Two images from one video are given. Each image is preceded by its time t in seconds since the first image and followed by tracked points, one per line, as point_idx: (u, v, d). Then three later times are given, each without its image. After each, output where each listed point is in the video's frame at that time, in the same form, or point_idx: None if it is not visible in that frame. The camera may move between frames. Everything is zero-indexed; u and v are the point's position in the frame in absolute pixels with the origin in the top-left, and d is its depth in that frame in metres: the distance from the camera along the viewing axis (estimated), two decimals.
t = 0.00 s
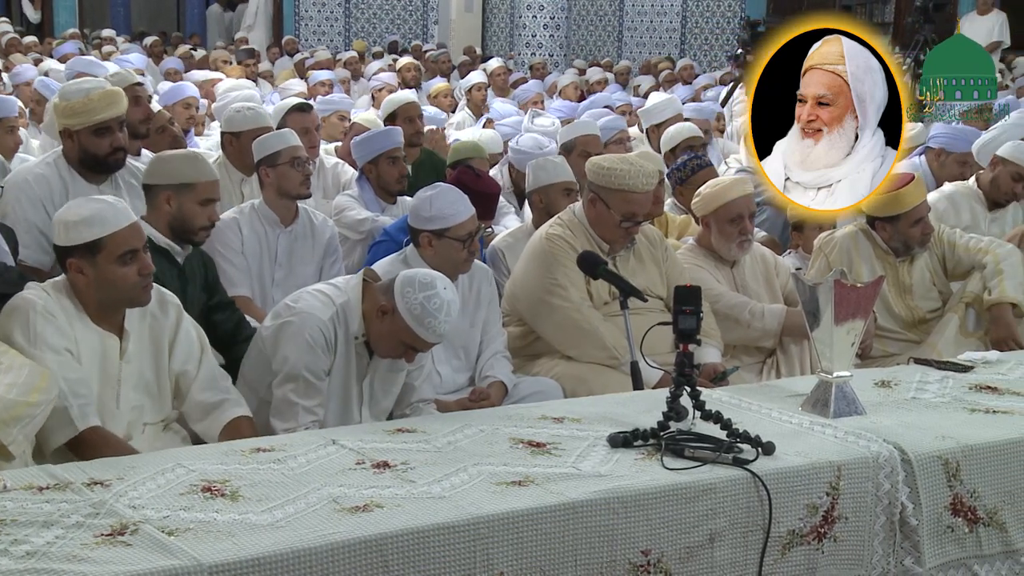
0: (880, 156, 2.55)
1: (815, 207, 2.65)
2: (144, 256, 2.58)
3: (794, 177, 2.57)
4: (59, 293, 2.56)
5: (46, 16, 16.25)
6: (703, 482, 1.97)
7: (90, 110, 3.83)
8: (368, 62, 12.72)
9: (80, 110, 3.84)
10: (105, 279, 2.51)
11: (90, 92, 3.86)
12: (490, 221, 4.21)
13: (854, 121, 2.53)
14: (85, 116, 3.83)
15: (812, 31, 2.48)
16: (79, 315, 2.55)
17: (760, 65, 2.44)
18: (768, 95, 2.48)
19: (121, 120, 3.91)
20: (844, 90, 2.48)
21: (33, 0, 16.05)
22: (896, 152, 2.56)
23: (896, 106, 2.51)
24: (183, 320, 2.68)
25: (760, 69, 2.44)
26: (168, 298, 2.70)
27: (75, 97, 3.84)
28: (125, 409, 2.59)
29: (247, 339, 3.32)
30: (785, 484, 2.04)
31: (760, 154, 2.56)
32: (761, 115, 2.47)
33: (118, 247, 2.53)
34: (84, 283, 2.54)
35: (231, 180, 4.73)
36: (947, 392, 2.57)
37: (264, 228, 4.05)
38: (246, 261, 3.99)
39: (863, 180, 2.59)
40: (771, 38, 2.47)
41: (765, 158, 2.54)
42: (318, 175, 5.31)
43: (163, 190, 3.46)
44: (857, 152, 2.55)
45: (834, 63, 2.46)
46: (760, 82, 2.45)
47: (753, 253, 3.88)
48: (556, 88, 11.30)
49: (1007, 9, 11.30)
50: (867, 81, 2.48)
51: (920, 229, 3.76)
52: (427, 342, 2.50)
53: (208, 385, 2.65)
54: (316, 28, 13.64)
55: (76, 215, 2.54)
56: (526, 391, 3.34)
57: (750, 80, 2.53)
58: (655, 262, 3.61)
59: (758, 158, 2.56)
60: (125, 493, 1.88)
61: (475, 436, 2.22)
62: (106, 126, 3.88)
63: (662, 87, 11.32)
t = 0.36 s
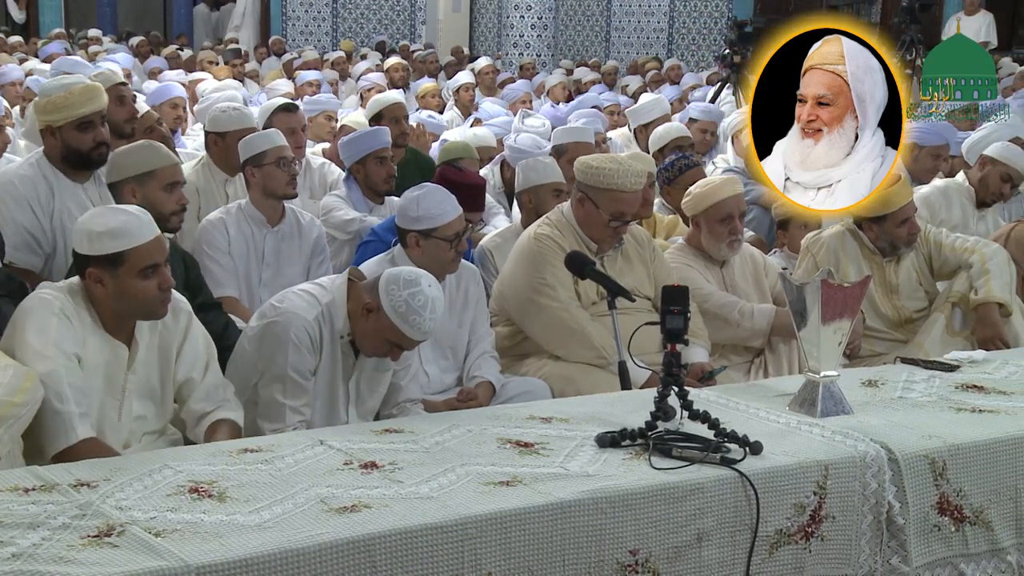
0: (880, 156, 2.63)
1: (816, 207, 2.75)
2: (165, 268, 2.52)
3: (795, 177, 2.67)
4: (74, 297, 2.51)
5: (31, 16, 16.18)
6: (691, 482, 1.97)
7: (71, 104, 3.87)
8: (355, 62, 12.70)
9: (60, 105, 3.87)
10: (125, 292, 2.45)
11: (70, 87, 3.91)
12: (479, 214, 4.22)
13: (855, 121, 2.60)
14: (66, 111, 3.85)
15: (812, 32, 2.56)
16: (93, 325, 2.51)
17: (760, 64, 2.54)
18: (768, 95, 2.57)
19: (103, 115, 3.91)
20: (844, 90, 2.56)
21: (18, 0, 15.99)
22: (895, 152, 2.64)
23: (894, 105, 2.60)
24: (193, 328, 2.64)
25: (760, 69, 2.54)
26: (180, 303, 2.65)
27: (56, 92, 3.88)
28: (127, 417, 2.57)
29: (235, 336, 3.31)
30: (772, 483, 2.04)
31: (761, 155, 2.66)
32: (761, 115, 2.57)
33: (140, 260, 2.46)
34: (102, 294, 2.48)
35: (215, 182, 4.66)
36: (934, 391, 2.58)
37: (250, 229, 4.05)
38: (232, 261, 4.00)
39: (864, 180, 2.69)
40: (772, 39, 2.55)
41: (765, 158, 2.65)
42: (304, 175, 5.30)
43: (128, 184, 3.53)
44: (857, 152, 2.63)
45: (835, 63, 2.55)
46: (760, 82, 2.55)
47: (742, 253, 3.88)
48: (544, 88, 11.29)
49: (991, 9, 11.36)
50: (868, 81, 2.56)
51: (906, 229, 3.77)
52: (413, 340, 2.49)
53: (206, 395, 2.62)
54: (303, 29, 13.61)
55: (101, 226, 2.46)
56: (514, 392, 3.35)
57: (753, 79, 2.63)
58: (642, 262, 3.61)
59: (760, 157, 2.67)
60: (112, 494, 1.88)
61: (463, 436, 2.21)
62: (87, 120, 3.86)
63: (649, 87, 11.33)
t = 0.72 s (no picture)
0: (879, 156, 2.78)
1: (816, 205, 2.93)
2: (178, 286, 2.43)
3: (796, 175, 2.84)
4: (84, 313, 2.42)
5: (17, 16, 16.13)
6: (679, 482, 1.98)
7: (62, 100, 3.90)
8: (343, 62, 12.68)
9: (49, 101, 3.89)
10: (136, 310, 2.37)
11: (59, 83, 3.93)
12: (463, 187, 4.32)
13: (854, 121, 2.73)
14: (57, 106, 3.88)
15: (813, 32, 2.66)
16: (99, 342, 2.42)
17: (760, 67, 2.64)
18: (769, 95, 2.69)
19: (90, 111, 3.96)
20: (844, 90, 2.68)
21: None
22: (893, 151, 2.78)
23: (893, 105, 2.71)
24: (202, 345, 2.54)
25: (759, 72, 2.64)
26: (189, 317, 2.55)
27: (45, 88, 3.90)
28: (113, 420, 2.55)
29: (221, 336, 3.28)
30: (759, 482, 2.04)
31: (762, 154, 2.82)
32: (763, 116, 2.70)
33: (152, 278, 2.37)
34: (112, 311, 2.39)
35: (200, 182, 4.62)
36: (921, 390, 2.59)
37: (238, 229, 4.04)
38: (220, 262, 3.99)
39: (863, 179, 2.84)
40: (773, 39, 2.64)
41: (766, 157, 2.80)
42: (292, 176, 5.29)
43: (96, 183, 3.39)
44: (856, 152, 2.77)
45: (834, 63, 2.65)
46: (760, 84, 2.66)
47: (729, 252, 3.89)
48: (532, 88, 11.29)
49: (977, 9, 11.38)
50: (868, 81, 2.66)
51: (892, 229, 3.78)
52: (399, 339, 2.50)
53: (207, 415, 2.52)
54: (290, 29, 13.64)
55: (115, 243, 2.36)
56: (501, 391, 3.35)
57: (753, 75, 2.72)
58: (628, 262, 3.62)
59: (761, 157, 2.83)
60: (99, 495, 1.87)
61: (450, 436, 2.21)
62: (77, 116, 3.91)
63: (636, 87, 11.34)
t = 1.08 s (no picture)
0: (880, 156, 2.69)
1: (816, 206, 2.82)
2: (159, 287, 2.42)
3: (794, 178, 2.74)
4: (63, 315, 2.40)
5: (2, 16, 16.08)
6: (665, 481, 1.98)
7: (47, 94, 3.89)
8: (329, 62, 12.66)
9: (35, 95, 3.89)
10: (116, 313, 2.36)
11: (44, 78, 3.93)
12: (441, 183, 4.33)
13: (854, 121, 2.65)
14: (41, 101, 3.87)
15: (812, 32, 2.59)
16: (79, 345, 2.40)
17: (760, 65, 2.56)
18: (769, 94, 2.60)
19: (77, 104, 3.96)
20: (844, 90, 2.60)
21: None
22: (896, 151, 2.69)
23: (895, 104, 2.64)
24: (186, 346, 2.53)
25: (760, 69, 2.56)
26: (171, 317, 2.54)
27: (29, 83, 3.90)
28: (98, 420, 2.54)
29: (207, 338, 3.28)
30: (745, 482, 2.05)
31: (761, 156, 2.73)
32: (761, 116, 2.62)
33: (131, 281, 2.36)
34: (92, 314, 2.38)
35: (188, 184, 4.59)
36: (906, 390, 2.60)
37: (225, 230, 4.03)
38: (207, 262, 3.99)
39: (864, 180, 2.74)
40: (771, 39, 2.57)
41: (766, 160, 2.72)
42: (278, 175, 5.28)
43: (79, 183, 3.38)
44: (857, 152, 2.68)
45: (835, 63, 2.58)
46: (761, 82, 2.57)
47: (714, 252, 3.89)
48: (519, 88, 11.30)
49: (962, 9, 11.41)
50: (868, 81, 2.59)
51: (878, 229, 3.79)
52: (386, 337, 2.50)
53: (191, 415, 2.51)
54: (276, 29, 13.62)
55: (94, 247, 2.34)
56: (488, 391, 3.35)
57: (751, 76, 2.65)
58: (615, 262, 3.62)
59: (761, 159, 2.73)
60: (83, 497, 1.87)
61: (437, 436, 2.21)
62: (64, 111, 3.90)
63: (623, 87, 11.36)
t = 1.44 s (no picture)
0: (880, 156, 2.68)
1: (815, 206, 2.82)
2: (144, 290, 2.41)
3: (795, 178, 2.72)
4: (46, 317, 2.39)
5: None
6: (652, 481, 1.98)
7: (29, 92, 3.88)
8: (315, 63, 12.64)
9: (17, 93, 3.88)
10: (101, 315, 2.35)
11: (26, 75, 3.92)
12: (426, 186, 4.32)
13: (854, 121, 2.66)
14: (22, 100, 3.87)
15: (813, 32, 2.62)
16: (62, 346, 2.39)
17: (761, 64, 2.57)
18: (769, 95, 2.60)
19: (60, 103, 3.95)
20: (845, 90, 2.62)
21: None
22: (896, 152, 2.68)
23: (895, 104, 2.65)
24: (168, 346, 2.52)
25: (761, 69, 2.57)
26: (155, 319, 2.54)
27: (12, 82, 3.89)
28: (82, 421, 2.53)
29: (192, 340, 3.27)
30: (732, 481, 2.05)
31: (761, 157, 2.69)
32: (762, 116, 2.61)
33: (117, 284, 2.35)
34: (76, 316, 2.37)
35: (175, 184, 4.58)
36: (892, 389, 2.60)
37: (211, 229, 4.02)
38: (193, 262, 3.97)
39: (866, 180, 2.74)
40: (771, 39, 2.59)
41: (766, 161, 2.68)
42: (264, 175, 5.27)
43: (65, 185, 3.36)
44: (858, 152, 2.68)
45: (835, 63, 2.60)
46: (761, 82, 2.58)
47: (700, 252, 3.90)
48: (505, 88, 11.29)
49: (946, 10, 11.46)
50: (869, 80, 2.61)
51: (864, 229, 3.82)
52: (374, 336, 2.49)
53: (175, 417, 2.51)
54: (263, 29, 13.64)
55: (79, 248, 2.34)
56: (475, 391, 3.35)
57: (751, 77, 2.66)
58: (602, 262, 3.63)
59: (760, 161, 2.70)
60: (70, 498, 1.86)
61: (424, 436, 2.21)
62: (47, 109, 3.89)
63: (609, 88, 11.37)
